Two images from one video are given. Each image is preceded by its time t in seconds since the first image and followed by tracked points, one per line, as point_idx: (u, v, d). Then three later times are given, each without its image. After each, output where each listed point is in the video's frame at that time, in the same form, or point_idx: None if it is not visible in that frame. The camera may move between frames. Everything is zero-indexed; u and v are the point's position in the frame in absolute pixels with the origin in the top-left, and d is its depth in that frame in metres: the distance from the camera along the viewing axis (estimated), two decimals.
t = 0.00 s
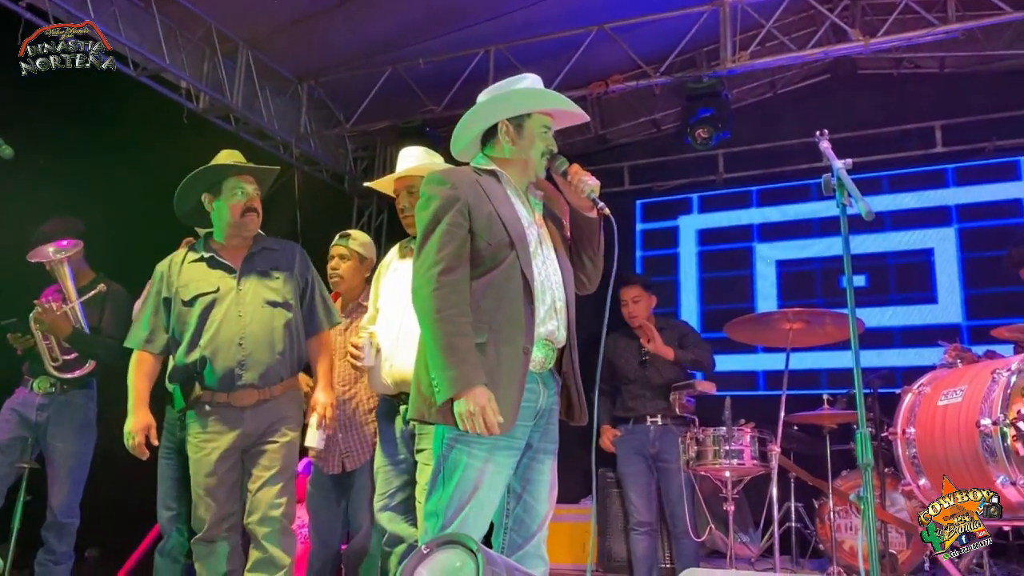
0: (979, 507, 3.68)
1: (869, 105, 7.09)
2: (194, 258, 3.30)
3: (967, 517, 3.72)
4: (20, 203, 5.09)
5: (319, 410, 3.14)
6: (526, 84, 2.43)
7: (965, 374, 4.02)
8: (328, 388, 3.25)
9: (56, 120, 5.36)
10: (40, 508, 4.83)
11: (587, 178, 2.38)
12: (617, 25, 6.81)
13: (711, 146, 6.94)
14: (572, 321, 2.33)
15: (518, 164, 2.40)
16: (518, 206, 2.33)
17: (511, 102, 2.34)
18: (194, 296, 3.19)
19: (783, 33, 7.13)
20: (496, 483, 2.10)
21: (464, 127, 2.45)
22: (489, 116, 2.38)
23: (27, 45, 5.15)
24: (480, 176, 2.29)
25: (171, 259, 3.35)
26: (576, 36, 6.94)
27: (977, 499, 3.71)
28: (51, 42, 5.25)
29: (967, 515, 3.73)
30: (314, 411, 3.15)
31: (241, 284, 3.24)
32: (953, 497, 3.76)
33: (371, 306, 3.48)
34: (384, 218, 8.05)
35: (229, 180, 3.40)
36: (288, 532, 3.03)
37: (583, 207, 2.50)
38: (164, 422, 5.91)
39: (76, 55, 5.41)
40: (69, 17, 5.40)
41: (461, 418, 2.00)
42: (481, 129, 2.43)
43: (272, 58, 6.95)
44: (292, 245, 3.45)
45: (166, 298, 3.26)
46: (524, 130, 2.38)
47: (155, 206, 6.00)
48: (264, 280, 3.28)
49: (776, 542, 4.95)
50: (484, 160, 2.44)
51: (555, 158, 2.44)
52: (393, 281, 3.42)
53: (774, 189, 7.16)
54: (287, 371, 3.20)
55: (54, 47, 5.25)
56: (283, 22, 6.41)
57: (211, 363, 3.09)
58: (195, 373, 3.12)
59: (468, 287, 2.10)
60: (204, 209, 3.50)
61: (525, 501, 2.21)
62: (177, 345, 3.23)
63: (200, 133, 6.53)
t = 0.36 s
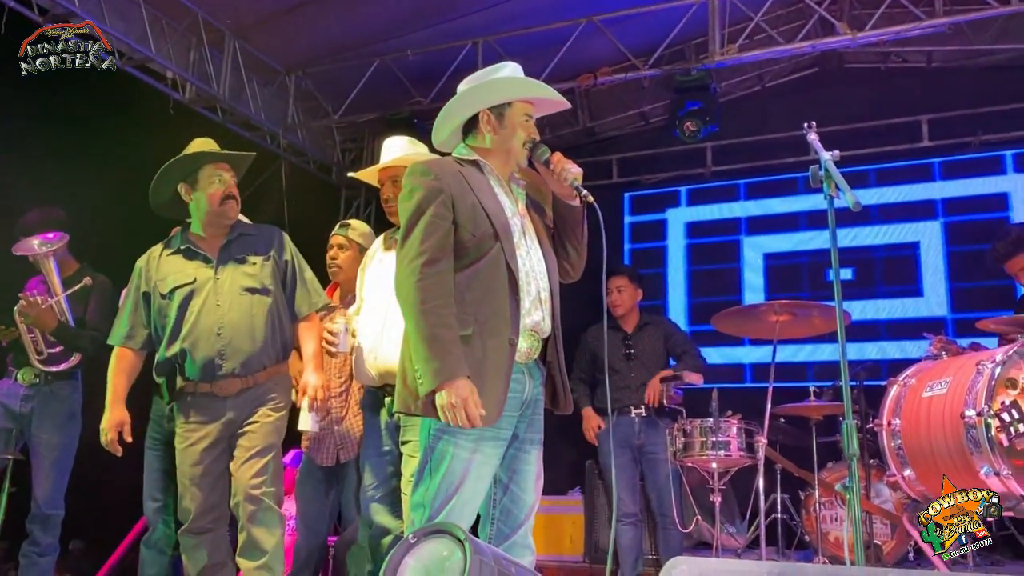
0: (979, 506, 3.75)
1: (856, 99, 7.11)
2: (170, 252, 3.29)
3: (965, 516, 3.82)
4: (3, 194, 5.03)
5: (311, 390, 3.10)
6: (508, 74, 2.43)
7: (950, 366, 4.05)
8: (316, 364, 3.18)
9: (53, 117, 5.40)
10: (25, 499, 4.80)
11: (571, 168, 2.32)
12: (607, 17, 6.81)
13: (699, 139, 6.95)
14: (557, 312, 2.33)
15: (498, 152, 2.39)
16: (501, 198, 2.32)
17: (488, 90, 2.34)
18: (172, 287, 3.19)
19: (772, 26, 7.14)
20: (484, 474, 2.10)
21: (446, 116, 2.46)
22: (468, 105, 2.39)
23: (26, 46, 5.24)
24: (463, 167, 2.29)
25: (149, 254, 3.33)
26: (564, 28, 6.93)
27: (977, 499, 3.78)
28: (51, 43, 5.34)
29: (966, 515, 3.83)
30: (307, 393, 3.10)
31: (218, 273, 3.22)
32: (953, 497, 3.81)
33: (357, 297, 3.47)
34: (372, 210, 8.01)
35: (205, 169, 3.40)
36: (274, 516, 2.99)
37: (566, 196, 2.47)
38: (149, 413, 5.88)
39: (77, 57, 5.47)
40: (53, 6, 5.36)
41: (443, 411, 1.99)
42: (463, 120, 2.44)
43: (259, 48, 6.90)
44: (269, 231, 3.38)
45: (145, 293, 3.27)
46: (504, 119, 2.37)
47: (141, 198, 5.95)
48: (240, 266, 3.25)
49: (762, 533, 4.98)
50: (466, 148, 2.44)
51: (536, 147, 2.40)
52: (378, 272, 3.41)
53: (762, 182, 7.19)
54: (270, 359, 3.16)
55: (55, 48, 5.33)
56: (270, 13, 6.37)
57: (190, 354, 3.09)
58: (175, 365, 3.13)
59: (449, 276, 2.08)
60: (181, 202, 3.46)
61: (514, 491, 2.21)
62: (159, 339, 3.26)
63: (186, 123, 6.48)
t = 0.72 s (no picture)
0: (979, 507, 3.62)
1: (844, 94, 7.13)
2: (158, 246, 3.26)
3: (966, 516, 3.69)
4: None
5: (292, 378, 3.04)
6: (489, 66, 2.43)
7: (935, 359, 4.07)
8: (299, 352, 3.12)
9: (43, 112, 5.39)
10: (10, 493, 4.77)
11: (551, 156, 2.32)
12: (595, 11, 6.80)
13: (688, 133, 6.95)
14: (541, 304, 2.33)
15: (480, 145, 2.39)
16: (483, 191, 2.32)
17: (469, 84, 2.35)
18: (160, 281, 3.17)
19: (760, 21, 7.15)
20: (468, 467, 2.09)
21: (428, 110, 2.46)
22: (450, 100, 2.40)
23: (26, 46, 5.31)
24: (444, 160, 2.28)
25: (135, 248, 3.30)
26: (553, 22, 6.92)
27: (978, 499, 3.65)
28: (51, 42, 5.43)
29: (967, 515, 3.68)
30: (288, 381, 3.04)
31: (206, 266, 3.20)
32: (953, 497, 3.69)
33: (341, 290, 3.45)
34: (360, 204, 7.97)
35: (192, 163, 3.35)
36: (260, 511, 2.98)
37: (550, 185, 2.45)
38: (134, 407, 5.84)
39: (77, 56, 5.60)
40: None
41: (420, 404, 1.99)
42: (445, 110, 2.43)
43: (246, 41, 6.86)
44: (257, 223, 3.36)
45: (133, 288, 3.24)
46: (486, 112, 2.38)
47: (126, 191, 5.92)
48: (228, 258, 3.23)
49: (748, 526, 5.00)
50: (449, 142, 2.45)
51: (520, 139, 2.40)
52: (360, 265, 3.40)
53: (750, 176, 7.20)
54: (260, 352, 3.15)
55: (54, 48, 5.43)
56: (258, 5, 6.33)
57: (179, 349, 3.08)
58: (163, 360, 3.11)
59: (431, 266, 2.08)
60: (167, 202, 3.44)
61: (500, 485, 2.21)
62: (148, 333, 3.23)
63: (173, 116, 6.45)
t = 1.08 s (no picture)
0: (980, 507, 3.66)
1: (832, 90, 7.15)
2: (158, 234, 3.24)
3: (966, 517, 3.72)
4: None
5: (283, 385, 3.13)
6: (475, 60, 2.41)
7: (923, 353, 4.09)
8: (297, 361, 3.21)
9: (29, 109, 5.35)
10: None
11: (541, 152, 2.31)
12: (585, 6, 6.79)
13: (677, 129, 6.94)
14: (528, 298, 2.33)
15: (464, 139, 2.38)
16: (467, 186, 2.31)
17: (453, 78, 2.34)
18: (159, 270, 3.14)
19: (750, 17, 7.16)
20: (456, 463, 2.09)
21: (414, 102, 2.45)
22: (434, 94, 2.41)
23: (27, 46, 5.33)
24: (429, 156, 2.27)
25: (133, 235, 3.28)
26: (543, 17, 6.90)
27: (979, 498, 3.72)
28: (51, 42, 5.43)
29: (967, 516, 3.72)
30: (281, 385, 3.13)
31: (207, 257, 3.18)
32: (953, 498, 3.71)
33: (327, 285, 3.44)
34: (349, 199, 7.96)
35: (198, 153, 3.35)
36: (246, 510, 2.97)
37: (538, 182, 2.43)
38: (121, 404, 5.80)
39: (78, 57, 5.58)
40: None
41: (414, 377, 1.96)
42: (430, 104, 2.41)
43: (234, 35, 6.82)
44: (260, 221, 3.38)
45: (129, 276, 3.21)
46: (469, 106, 2.37)
47: (112, 187, 5.88)
48: (231, 250, 3.23)
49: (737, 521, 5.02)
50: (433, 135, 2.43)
51: (506, 134, 2.39)
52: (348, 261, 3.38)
53: (739, 172, 7.21)
54: (258, 347, 3.13)
55: (54, 48, 5.43)
56: None
57: (176, 339, 3.04)
58: (158, 349, 3.06)
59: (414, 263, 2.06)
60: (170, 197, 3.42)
61: (488, 481, 2.21)
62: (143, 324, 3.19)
63: (160, 112, 6.40)
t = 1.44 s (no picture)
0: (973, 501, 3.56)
1: (822, 85, 7.16)
2: (161, 222, 3.12)
3: None
4: None
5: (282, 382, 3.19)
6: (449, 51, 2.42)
7: (912, 349, 4.10)
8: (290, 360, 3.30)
9: (19, 106, 5.31)
10: None
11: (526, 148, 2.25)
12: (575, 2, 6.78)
13: (667, 124, 6.94)
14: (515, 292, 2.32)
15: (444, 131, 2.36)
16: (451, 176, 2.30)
17: (431, 69, 2.33)
18: (166, 258, 3.02)
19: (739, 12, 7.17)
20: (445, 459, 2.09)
21: (388, 100, 2.42)
22: (409, 87, 2.36)
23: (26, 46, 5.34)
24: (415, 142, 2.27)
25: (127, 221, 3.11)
26: (533, 12, 6.89)
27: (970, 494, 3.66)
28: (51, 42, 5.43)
29: None
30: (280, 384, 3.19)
31: (213, 251, 3.13)
32: None
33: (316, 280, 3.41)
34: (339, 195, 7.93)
35: (205, 143, 3.29)
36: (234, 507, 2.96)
37: (520, 173, 2.38)
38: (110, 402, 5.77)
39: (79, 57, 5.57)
40: None
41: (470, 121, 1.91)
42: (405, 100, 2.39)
43: (223, 30, 6.78)
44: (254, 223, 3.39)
45: (129, 261, 3.01)
46: (448, 99, 2.36)
47: (101, 183, 5.84)
48: (234, 247, 3.21)
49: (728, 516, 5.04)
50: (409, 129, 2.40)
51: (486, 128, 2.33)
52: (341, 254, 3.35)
53: (729, 168, 7.22)
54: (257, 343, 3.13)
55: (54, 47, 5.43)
56: None
57: (186, 330, 2.96)
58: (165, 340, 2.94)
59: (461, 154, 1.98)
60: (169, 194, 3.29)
61: (475, 478, 2.20)
62: (143, 313, 3.01)
63: (149, 108, 6.36)
